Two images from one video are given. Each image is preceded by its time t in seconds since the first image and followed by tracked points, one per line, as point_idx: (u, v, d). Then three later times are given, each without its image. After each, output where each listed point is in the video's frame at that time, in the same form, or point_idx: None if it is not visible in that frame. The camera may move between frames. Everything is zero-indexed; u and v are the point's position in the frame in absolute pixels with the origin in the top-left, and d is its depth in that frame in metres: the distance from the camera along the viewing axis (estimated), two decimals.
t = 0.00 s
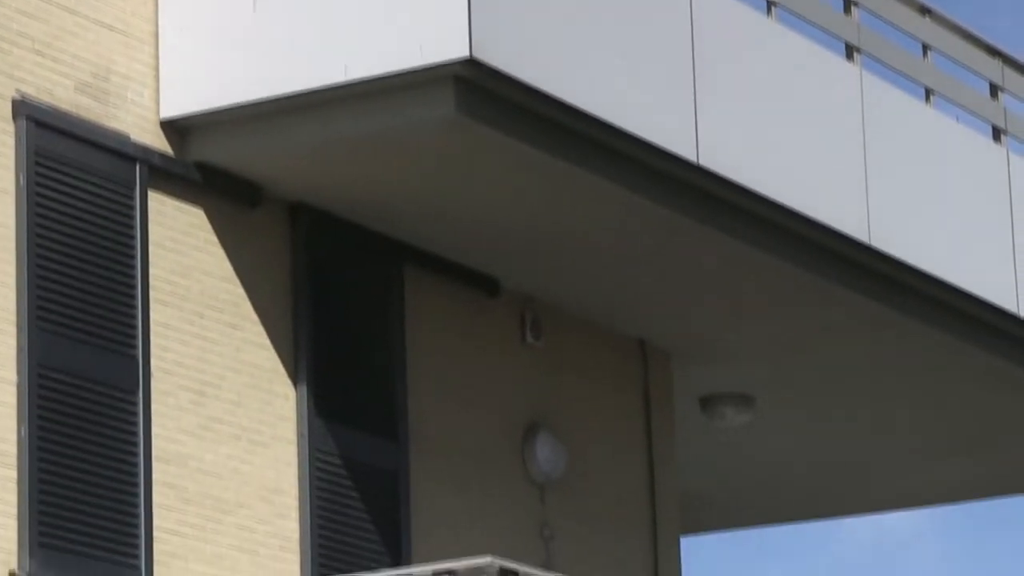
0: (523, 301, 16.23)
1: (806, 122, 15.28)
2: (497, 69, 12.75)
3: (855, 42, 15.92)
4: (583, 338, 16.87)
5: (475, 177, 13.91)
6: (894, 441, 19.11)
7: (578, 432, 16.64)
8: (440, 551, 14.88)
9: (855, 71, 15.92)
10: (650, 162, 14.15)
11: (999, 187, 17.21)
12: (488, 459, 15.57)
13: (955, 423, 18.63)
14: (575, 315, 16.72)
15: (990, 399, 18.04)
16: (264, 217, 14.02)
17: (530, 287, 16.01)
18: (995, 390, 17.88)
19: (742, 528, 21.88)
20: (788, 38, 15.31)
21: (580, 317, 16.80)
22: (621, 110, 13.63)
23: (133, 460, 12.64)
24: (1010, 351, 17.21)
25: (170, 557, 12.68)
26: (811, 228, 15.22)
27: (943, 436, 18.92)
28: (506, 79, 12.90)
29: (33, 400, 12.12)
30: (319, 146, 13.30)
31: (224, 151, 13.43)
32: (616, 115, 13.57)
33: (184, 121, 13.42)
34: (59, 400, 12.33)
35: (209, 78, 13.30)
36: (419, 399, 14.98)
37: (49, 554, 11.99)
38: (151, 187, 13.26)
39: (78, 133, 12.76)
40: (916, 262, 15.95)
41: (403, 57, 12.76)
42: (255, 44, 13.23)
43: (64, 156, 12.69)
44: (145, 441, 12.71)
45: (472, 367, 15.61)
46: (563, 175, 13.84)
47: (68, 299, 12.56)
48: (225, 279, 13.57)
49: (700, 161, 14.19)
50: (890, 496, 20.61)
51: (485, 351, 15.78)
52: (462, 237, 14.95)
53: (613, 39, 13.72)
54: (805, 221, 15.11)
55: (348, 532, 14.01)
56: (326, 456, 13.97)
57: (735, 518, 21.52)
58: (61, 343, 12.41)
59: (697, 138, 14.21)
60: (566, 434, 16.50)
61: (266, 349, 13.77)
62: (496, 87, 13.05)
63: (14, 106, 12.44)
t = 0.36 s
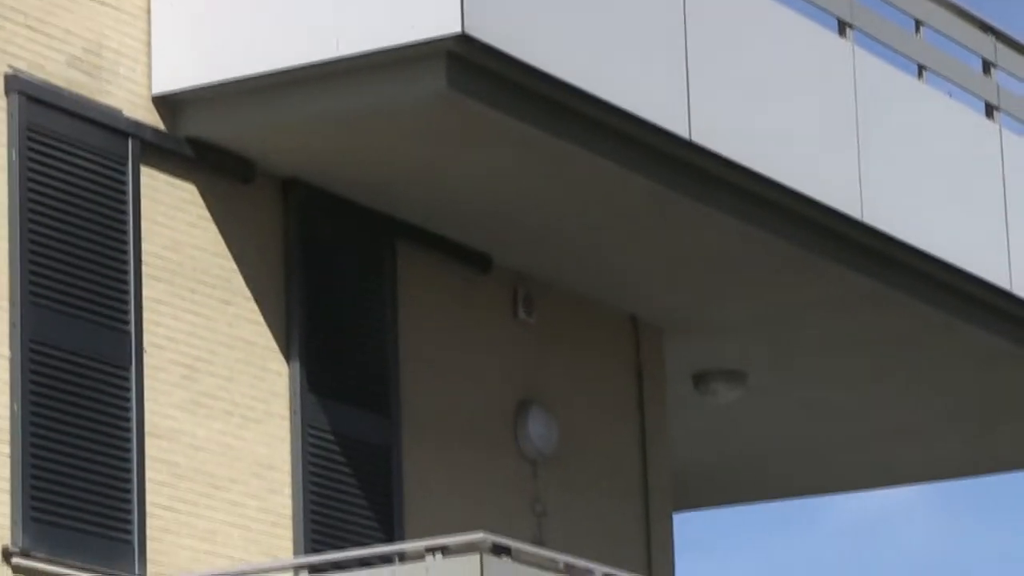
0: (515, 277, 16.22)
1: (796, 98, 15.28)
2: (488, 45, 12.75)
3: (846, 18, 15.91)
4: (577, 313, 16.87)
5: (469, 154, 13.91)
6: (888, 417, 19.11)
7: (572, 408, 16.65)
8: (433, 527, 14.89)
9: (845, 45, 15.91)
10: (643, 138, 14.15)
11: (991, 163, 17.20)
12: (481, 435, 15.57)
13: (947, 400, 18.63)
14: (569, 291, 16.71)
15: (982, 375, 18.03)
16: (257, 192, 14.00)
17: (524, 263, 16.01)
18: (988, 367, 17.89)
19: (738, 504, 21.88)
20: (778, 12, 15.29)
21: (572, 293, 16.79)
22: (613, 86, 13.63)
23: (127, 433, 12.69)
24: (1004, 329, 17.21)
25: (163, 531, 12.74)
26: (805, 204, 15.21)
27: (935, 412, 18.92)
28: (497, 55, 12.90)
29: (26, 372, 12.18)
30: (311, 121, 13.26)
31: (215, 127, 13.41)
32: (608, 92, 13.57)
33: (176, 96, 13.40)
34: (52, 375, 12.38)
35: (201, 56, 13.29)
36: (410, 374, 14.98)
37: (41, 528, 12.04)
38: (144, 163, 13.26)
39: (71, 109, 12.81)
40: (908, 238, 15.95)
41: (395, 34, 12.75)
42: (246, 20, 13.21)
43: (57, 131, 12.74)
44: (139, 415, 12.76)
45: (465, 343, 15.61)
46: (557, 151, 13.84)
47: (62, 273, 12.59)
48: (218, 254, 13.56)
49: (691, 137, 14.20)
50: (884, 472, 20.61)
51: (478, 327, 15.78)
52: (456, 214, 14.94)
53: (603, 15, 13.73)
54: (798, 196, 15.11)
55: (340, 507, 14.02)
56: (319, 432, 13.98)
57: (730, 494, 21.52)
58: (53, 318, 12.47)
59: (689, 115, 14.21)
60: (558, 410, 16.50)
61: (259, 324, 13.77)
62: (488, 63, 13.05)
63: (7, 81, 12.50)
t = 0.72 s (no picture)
0: (516, 254, 16.21)
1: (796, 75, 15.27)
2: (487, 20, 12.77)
3: None
4: (578, 290, 16.85)
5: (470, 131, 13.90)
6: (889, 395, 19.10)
7: (572, 385, 16.64)
8: (433, 504, 14.89)
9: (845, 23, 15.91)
10: (645, 116, 14.14)
11: (992, 141, 17.19)
12: (481, 412, 15.57)
13: (949, 378, 18.62)
14: (569, 267, 16.70)
15: (984, 353, 18.01)
16: (258, 169, 13.99)
17: (524, 239, 16.00)
18: (990, 344, 17.87)
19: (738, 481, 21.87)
20: None
21: (573, 270, 16.77)
22: (613, 61, 13.63)
23: (127, 410, 12.71)
24: (1008, 309, 17.19)
25: (163, 508, 12.75)
26: (806, 182, 15.20)
27: (937, 390, 18.91)
28: (497, 32, 12.90)
29: (25, 348, 12.23)
30: (317, 97, 13.25)
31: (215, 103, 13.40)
32: (607, 69, 13.58)
33: (176, 73, 13.38)
34: (52, 350, 12.42)
35: (201, 32, 13.28)
36: (410, 351, 14.98)
37: (39, 503, 12.09)
38: (144, 139, 13.25)
39: (72, 85, 12.83)
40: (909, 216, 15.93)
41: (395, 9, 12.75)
42: None
43: (59, 108, 12.76)
44: (139, 391, 12.77)
45: (465, 320, 15.60)
46: (559, 129, 13.83)
47: (63, 250, 12.62)
48: (219, 231, 13.56)
49: (691, 114, 14.20)
50: (887, 450, 20.59)
51: (479, 303, 15.78)
52: (458, 190, 14.92)
53: None
54: (799, 174, 15.09)
55: (340, 484, 14.02)
56: (319, 408, 13.98)
57: (730, 471, 21.51)
58: (53, 293, 12.50)
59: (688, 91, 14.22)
60: (559, 388, 16.49)
61: (259, 301, 13.76)
62: (489, 41, 13.05)
63: (7, 57, 12.54)
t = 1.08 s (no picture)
0: (516, 237, 16.19)
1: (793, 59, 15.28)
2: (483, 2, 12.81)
3: None
4: (579, 273, 16.85)
5: (471, 114, 13.89)
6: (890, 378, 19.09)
7: (572, 368, 16.63)
8: (434, 487, 14.89)
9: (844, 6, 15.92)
10: (646, 99, 14.13)
11: (992, 125, 17.19)
12: (482, 396, 15.56)
13: (950, 361, 18.60)
14: (569, 251, 16.69)
15: (985, 336, 18.00)
16: (259, 152, 13.97)
17: (524, 223, 15.99)
18: (991, 328, 17.86)
19: (738, 464, 21.86)
20: None
21: (573, 254, 16.77)
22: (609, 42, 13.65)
23: (127, 391, 12.72)
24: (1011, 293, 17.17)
25: (163, 491, 12.75)
26: (808, 165, 15.19)
27: (937, 373, 18.90)
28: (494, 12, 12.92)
29: (25, 330, 12.26)
30: (318, 80, 13.23)
31: (215, 86, 13.39)
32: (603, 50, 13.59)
33: (177, 56, 13.37)
34: (51, 333, 12.43)
35: (200, 14, 13.28)
36: (409, 334, 14.98)
37: (39, 486, 12.12)
38: (145, 122, 13.24)
39: (73, 68, 12.84)
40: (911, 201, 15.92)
41: None
42: None
43: (59, 90, 12.78)
44: (140, 373, 12.77)
45: (466, 304, 15.59)
46: (562, 113, 13.82)
47: (63, 232, 12.63)
48: (219, 214, 13.55)
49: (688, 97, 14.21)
50: (887, 434, 20.58)
51: (479, 287, 15.77)
52: (458, 173, 14.91)
53: None
54: (799, 158, 15.08)
55: (340, 467, 14.02)
56: (320, 391, 13.98)
57: (731, 454, 21.49)
58: (53, 276, 12.51)
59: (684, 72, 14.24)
60: (559, 371, 16.48)
61: (260, 284, 13.75)
62: (488, 24, 13.05)
63: (7, 39, 12.56)
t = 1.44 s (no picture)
0: (519, 213, 16.19)
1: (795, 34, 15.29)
2: None
3: None
4: (582, 249, 16.85)
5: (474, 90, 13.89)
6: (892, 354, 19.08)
7: (574, 344, 16.63)
8: (437, 463, 14.90)
9: None
10: (649, 74, 14.14)
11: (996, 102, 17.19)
12: (484, 371, 15.56)
13: (952, 338, 18.60)
14: (572, 227, 16.68)
15: (987, 313, 17.99)
16: (263, 128, 13.98)
17: (527, 199, 15.99)
18: (993, 304, 17.85)
19: (740, 440, 21.85)
20: None
21: (576, 230, 16.76)
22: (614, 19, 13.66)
23: (129, 367, 12.74)
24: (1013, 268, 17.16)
25: (165, 466, 12.77)
26: (810, 141, 15.19)
27: (940, 350, 18.90)
28: None
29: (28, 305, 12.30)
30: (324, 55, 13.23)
31: (219, 62, 13.39)
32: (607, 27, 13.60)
33: (182, 32, 13.37)
34: (54, 308, 12.46)
35: None
36: (412, 309, 14.98)
37: (41, 461, 12.16)
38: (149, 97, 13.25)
39: (79, 43, 12.86)
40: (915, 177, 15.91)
41: None
42: None
43: (65, 65, 12.80)
44: (142, 348, 12.80)
45: (468, 279, 15.59)
46: (564, 88, 13.83)
47: (67, 207, 12.65)
48: (223, 190, 13.55)
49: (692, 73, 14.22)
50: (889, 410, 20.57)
51: (482, 263, 15.77)
52: (462, 149, 14.91)
53: None
54: (801, 133, 15.08)
55: (343, 442, 14.03)
56: (323, 367, 13.99)
57: (733, 430, 21.48)
58: (57, 251, 12.53)
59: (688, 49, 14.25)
60: (561, 347, 16.48)
61: (263, 260, 13.76)
62: None
63: (11, 15, 12.61)
